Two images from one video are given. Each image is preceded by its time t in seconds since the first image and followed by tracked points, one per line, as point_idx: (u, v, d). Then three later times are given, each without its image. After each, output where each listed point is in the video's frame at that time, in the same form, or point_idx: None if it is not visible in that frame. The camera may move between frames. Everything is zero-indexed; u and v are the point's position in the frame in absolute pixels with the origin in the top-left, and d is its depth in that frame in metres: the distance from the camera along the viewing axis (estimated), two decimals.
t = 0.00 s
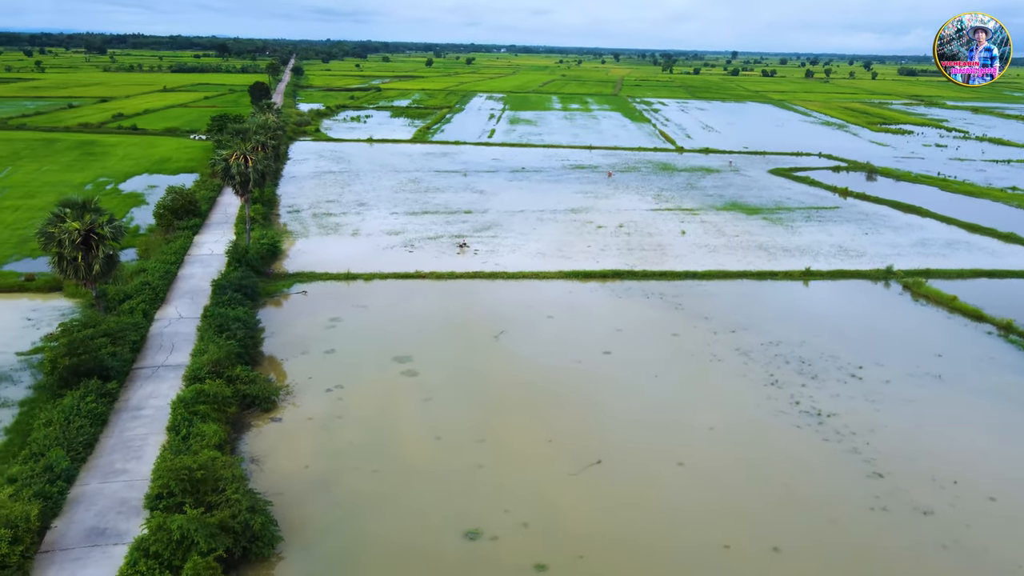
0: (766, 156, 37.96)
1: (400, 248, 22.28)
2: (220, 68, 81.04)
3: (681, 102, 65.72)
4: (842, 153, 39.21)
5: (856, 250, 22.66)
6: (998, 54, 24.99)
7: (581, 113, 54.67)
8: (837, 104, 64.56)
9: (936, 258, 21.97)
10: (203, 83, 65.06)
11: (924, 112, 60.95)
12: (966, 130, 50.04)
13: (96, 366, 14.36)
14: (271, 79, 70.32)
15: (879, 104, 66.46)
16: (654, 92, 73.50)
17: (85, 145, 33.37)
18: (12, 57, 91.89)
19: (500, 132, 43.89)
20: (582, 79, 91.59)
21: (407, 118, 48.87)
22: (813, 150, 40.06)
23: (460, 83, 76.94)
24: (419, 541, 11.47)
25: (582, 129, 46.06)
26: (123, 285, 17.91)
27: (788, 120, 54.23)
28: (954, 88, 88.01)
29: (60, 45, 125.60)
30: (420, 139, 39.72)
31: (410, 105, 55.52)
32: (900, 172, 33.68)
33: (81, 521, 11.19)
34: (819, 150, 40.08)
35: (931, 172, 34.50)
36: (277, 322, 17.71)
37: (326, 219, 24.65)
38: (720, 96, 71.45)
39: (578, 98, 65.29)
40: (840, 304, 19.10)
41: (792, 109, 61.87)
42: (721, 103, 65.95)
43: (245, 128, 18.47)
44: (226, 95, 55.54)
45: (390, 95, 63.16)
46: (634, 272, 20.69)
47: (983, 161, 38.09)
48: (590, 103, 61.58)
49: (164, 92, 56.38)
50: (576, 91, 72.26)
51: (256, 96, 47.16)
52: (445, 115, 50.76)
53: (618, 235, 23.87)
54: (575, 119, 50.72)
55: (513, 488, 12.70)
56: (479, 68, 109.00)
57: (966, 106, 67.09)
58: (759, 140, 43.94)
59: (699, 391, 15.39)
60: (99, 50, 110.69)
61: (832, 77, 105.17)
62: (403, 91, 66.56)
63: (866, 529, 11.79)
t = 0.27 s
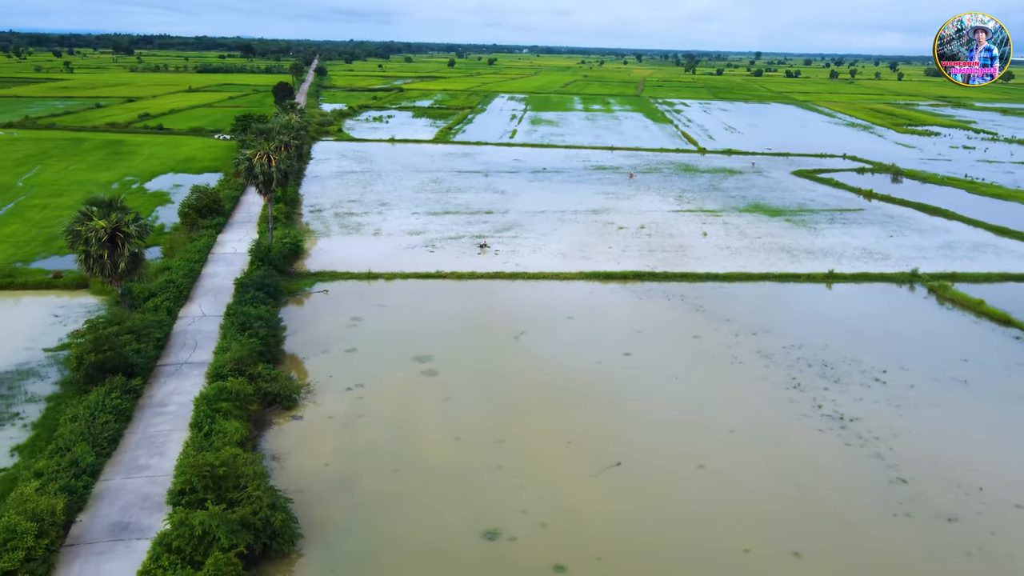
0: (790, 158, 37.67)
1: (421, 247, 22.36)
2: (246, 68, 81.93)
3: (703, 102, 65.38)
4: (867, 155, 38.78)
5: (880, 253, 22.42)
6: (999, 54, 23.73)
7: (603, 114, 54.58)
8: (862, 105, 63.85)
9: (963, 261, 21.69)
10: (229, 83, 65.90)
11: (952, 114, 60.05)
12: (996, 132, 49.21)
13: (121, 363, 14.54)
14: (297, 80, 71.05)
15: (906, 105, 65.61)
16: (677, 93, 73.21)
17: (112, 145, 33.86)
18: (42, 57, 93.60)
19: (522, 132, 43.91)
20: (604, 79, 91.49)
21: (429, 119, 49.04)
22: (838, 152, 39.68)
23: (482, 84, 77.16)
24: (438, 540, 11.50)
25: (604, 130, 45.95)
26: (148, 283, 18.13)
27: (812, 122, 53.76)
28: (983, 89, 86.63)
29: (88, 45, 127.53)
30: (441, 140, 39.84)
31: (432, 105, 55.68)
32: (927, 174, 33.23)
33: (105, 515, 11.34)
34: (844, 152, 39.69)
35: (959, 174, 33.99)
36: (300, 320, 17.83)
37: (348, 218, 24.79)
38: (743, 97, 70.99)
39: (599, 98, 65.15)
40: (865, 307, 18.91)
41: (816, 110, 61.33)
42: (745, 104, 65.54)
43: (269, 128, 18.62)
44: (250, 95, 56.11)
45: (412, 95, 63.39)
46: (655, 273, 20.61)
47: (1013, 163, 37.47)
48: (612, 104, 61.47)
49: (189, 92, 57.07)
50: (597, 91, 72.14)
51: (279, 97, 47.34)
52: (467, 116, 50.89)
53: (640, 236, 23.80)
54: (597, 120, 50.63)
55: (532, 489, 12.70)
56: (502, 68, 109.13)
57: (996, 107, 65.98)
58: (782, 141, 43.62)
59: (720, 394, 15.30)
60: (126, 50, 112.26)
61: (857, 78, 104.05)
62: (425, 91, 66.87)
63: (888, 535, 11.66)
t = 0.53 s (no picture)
0: (813, 159, 37.35)
1: (442, 247, 22.44)
2: (271, 69, 82.71)
3: (726, 103, 64.93)
4: (892, 157, 38.32)
5: (905, 256, 22.18)
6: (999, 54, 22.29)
7: (624, 114, 54.41)
8: (888, 107, 63.06)
9: (990, 265, 21.38)
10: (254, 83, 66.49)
11: (980, 116, 59.09)
12: None
13: (145, 360, 14.71)
14: (319, 80, 71.76)
15: (933, 106, 64.69)
16: (699, 94, 72.81)
17: (137, 144, 34.30)
18: (71, 58, 95.16)
19: (543, 133, 43.90)
20: (627, 80, 91.14)
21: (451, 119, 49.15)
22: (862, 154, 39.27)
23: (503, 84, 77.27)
24: (457, 540, 11.52)
25: (625, 131, 45.83)
26: (172, 281, 18.34)
27: (835, 123, 53.23)
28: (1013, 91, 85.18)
29: (114, 46, 129.33)
30: (463, 140, 39.91)
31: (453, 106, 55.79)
32: (954, 176, 32.77)
33: (129, 510, 11.48)
34: (868, 154, 39.28)
35: (987, 177, 33.48)
36: (321, 319, 17.95)
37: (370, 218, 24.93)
38: (766, 98, 70.43)
39: (621, 99, 64.95)
40: (889, 310, 18.73)
41: (841, 111, 60.71)
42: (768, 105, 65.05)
43: (292, 129, 18.76)
44: (274, 95, 56.59)
45: (433, 96, 63.61)
46: (675, 275, 20.52)
47: None
48: (634, 104, 61.25)
49: (214, 92, 57.67)
50: (619, 92, 71.90)
51: (303, 96, 47.49)
52: (489, 117, 50.95)
53: (661, 237, 23.71)
54: (619, 121, 50.48)
55: (551, 490, 12.69)
56: (524, 69, 109.11)
57: None
58: (805, 143, 43.25)
59: (741, 397, 15.21)
60: (152, 52, 113.77)
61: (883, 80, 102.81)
62: (446, 92, 67.03)
63: (911, 541, 11.53)
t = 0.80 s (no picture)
0: (837, 161, 37.04)
1: (463, 248, 22.49)
2: (294, 70, 83.43)
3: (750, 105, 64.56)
4: (918, 159, 37.89)
5: (930, 259, 21.94)
6: (999, 54, 22.52)
7: (646, 115, 54.28)
8: (914, 108, 62.33)
9: (1018, 268, 21.09)
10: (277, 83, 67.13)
11: (1010, 117, 58.18)
12: None
13: (169, 357, 14.86)
14: (341, 81, 72.28)
15: (961, 108, 63.82)
16: (722, 94, 72.41)
17: (162, 143, 34.72)
18: (99, 59, 96.68)
19: (564, 133, 43.88)
20: (650, 80, 90.90)
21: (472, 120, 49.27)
22: (887, 155, 38.87)
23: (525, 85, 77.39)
24: (476, 539, 11.54)
25: (646, 131, 45.71)
26: (195, 280, 18.54)
27: (860, 124, 52.67)
28: None
29: (139, 47, 131.07)
30: (484, 141, 40.00)
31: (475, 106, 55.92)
32: (981, 178, 32.33)
33: (152, 505, 11.61)
34: (893, 155, 38.87)
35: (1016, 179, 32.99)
36: (342, 318, 18.06)
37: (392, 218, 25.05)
38: (789, 99, 69.92)
39: (642, 100, 64.81)
40: (914, 313, 18.54)
41: (866, 112, 60.09)
42: (792, 106, 64.59)
43: (315, 128, 18.89)
44: (297, 95, 57.07)
45: (455, 96, 63.81)
46: (696, 276, 20.43)
47: None
48: (656, 105, 61.09)
49: (238, 93, 58.26)
50: (641, 92, 71.72)
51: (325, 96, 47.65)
52: (511, 117, 51.02)
53: (682, 238, 23.63)
54: (640, 122, 50.37)
55: (570, 491, 12.67)
56: (549, 70, 108.46)
57: None
58: (829, 144, 42.89)
59: (763, 400, 15.11)
60: (177, 53, 115.31)
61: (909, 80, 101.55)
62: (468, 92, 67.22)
63: (935, 548, 11.39)
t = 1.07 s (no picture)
0: (862, 162, 36.69)
1: (484, 248, 22.54)
2: (320, 70, 83.72)
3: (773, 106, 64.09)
4: (945, 161, 37.41)
5: (957, 262, 21.67)
6: (999, 54, 22.08)
7: (668, 116, 54.08)
8: (942, 109, 61.49)
9: None
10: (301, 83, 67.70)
11: None
12: None
13: (192, 354, 15.02)
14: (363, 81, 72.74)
15: (991, 109, 62.82)
16: (745, 95, 71.92)
17: (187, 143, 35.10)
18: (126, 60, 97.89)
19: (585, 134, 43.83)
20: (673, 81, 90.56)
21: (494, 120, 49.33)
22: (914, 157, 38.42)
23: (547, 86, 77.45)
24: (495, 540, 11.55)
25: (668, 132, 45.53)
26: (218, 278, 18.73)
27: (885, 126, 52.09)
28: None
29: (166, 48, 132.40)
30: (505, 141, 40.04)
31: (496, 107, 55.99)
32: (1010, 181, 31.84)
33: (174, 501, 11.73)
34: (920, 157, 38.40)
35: None
36: (363, 318, 18.16)
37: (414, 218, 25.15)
38: (813, 100, 69.32)
39: (664, 101, 64.57)
40: (940, 317, 18.32)
41: (892, 114, 59.39)
42: (816, 107, 64.02)
43: (337, 128, 19.00)
44: (320, 96, 57.49)
45: (476, 97, 63.92)
46: (718, 278, 20.33)
47: None
48: (678, 106, 60.84)
49: (262, 93, 58.78)
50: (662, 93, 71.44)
51: (348, 96, 47.96)
52: (532, 118, 51.03)
53: (704, 240, 23.52)
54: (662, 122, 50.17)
55: (590, 492, 12.65)
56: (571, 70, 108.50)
57: None
58: (854, 145, 42.49)
59: (784, 403, 15.00)
60: (203, 53, 116.37)
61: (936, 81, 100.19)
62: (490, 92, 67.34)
63: (960, 555, 11.25)
